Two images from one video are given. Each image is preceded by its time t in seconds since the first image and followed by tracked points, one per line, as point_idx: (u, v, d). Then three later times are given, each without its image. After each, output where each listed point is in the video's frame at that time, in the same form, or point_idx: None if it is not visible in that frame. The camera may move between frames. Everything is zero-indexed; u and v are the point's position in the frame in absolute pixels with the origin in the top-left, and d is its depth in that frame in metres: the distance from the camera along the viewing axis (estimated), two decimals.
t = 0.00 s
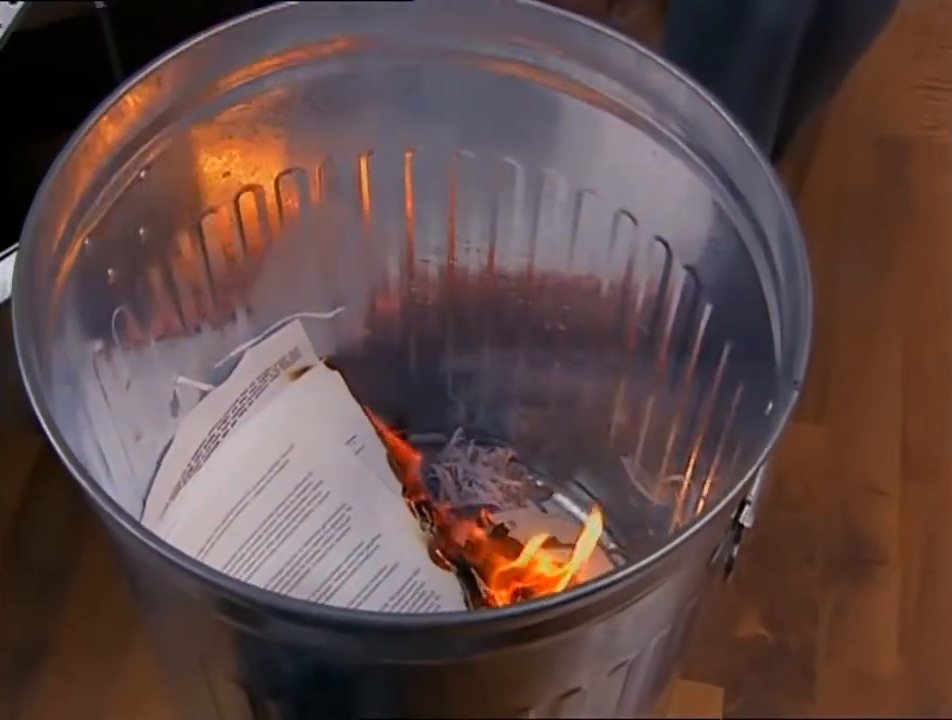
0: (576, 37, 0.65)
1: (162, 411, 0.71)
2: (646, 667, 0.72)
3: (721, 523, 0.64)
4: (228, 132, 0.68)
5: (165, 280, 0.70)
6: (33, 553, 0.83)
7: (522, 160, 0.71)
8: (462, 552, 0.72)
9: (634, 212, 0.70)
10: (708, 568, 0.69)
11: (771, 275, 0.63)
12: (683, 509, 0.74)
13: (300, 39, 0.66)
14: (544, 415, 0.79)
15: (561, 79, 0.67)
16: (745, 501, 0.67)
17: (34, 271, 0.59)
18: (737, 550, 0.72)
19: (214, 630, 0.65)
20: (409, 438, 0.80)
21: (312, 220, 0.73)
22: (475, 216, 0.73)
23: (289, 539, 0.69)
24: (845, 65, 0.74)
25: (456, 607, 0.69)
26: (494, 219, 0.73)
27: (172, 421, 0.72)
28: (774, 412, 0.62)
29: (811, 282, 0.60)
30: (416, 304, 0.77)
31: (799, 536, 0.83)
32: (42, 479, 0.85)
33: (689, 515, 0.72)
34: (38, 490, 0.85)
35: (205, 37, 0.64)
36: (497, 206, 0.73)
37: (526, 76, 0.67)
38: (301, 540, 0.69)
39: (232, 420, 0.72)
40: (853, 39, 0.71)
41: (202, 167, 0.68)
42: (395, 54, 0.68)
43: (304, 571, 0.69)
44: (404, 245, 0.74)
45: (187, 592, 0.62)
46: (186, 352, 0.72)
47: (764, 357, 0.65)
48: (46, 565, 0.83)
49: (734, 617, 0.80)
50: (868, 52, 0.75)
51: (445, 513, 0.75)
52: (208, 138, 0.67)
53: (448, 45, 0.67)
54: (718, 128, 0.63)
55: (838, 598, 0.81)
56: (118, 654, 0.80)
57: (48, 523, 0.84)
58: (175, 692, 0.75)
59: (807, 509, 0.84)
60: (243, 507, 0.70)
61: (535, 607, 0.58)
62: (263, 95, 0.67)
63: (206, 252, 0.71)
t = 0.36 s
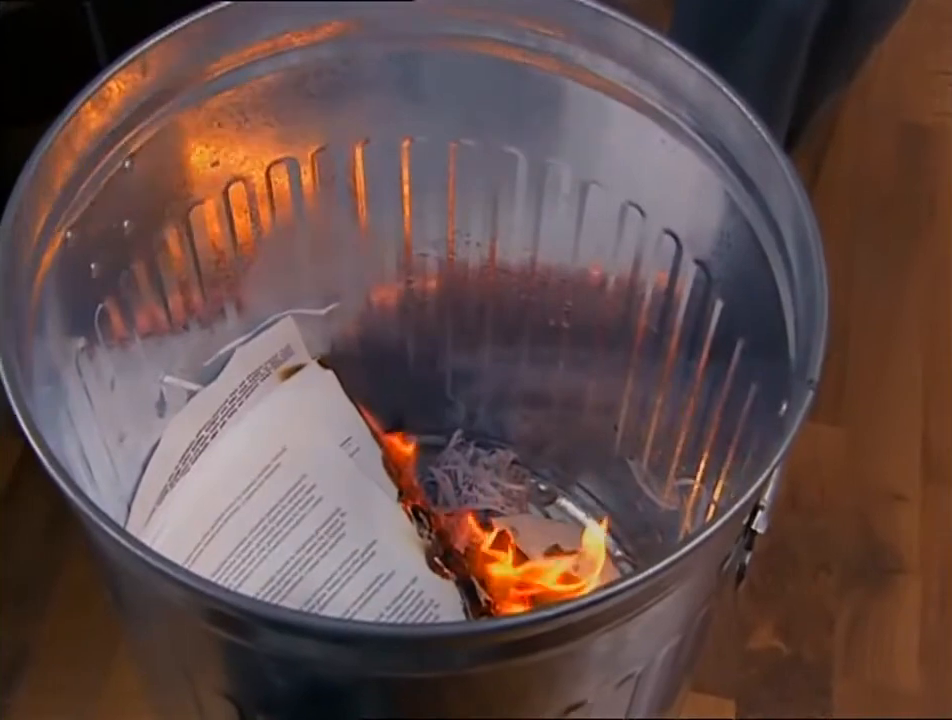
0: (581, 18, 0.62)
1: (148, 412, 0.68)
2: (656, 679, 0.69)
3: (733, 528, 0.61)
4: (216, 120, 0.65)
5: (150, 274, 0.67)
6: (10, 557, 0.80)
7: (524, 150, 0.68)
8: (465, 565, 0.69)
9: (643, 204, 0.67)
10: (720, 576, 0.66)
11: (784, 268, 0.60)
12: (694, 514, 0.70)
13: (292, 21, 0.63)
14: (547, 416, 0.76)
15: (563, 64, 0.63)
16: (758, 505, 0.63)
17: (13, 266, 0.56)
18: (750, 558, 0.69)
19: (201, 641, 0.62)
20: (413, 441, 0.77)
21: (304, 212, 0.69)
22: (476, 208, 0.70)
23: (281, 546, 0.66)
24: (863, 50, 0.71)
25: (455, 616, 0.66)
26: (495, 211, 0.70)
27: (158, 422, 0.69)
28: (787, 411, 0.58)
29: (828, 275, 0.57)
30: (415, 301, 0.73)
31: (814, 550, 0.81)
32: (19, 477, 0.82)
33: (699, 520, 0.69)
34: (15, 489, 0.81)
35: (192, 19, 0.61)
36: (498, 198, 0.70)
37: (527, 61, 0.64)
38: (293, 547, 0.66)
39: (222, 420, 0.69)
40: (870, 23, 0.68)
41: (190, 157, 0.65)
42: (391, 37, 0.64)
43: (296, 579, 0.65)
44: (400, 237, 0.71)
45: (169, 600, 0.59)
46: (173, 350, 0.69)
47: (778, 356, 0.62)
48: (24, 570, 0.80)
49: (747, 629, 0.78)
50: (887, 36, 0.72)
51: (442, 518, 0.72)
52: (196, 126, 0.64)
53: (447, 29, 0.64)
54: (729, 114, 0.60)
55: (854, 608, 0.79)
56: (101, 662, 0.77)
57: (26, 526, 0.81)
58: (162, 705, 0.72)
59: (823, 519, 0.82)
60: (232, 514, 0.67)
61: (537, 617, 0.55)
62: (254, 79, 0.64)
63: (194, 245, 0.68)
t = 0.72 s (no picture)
0: None
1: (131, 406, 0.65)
2: (663, 685, 0.66)
3: (745, 529, 0.58)
4: (202, 100, 0.62)
5: (134, 261, 0.63)
6: None
7: (526, 131, 0.65)
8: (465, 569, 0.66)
9: (651, 189, 0.64)
10: (732, 579, 0.63)
11: (799, 255, 0.57)
12: (703, 514, 0.67)
13: None
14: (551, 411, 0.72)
15: (567, 41, 0.60)
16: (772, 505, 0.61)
17: None
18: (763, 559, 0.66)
19: (189, 645, 0.59)
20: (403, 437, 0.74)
21: (295, 197, 0.67)
22: (476, 193, 0.67)
23: (272, 546, 0.63)
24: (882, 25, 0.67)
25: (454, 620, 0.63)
26: (496, 197, 0.67)
27: (144, 417, 0.66)
28: (801, 405, 0.55)
29: (845, 258, 0.54)
30: (412, 290, 0.70)
31: (832, 552, 0.78)
32: None
33: (710, 520, 0.66)
34: None
35: None
36: (499, 182, 0.66)
37: (529, 38, 0.61)
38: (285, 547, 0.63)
39: (211, 413, 0.65)
40: None
41: (176, 139, 0.62)
42: (387, 13, 0.62)
43: (288, 581, 0.62)
44: (397, 222, 0.68)
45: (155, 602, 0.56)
46: (159, 341, 0.66)
47: (793, 347, 0.59)
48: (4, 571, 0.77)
49: (759, 632, 0.75)
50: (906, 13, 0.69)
51: (440, 519, 0.69)
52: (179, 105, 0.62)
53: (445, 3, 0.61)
54: (742, 95, 0.57)
55: (871, 611, 0.76)
56: (88, 660, 0.74)
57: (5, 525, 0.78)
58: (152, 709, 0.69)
59: (841, 519, 0.79)
60: (222, 512, 0.63)
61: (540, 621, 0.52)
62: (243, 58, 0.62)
63: (181, 231, 0.65)
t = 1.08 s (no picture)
0: None
1: (117, 404, 0.62)
2: (674, 697, 0.63)
3: (759, 534, 0.55)
4: (192, 82, 0.60)
5: (119, 251, 0.61)
6: None
7: (530, 117, 0.62)
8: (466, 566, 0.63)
9: (660, 177, 0.61)
10: (744, 586, 0.60)
11: (815, 244, 0.54)
12: (715, 517, 0.64)
13: None
14: (554, 410, 0.69)
15: (573, 24, 0.59)
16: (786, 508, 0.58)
17: None
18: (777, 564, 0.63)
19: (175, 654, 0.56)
20: (401, 438, 0.70)
21: (287, 185, 0.64)
22: (477, 181, 0.64)
23: (263, 551, 0.60)
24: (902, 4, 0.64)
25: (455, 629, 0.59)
26: (498, 185, 0.64)
27: (128, 417, 0.62)
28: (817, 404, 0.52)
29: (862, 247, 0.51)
30: (410, 283, 0.67)
31: (848, 555, 0.76)
32: None
33: (721, 524, 0.63)
34: None
35: None
36: (501, 169, 0.63)
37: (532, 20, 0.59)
38: (276, 553, 0.60)
39: (199, 412, 0.62)
40: None
41: (165, 123, 0.60)
42: None
43: (280, 587, 0.59)
44: (393, 211, 0.65)
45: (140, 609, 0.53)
46: (144, 337, 0.62)
47: (810, 341, 0.56)
48: None
49: (773, 641, 0.73)
50: None
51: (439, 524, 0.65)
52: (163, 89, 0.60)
53: None
54: (756, 76, 0.54)
55: (890, 618, 0.74)
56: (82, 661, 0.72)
57: None
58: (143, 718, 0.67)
59: (856, 521, 0.77)
60: (210, 515, 0.60)
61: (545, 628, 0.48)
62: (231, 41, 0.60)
63: (167, 220, 0.62)
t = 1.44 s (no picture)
0: None
1: (100, 403, 0.59)
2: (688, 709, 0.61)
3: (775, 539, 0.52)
4: (180, 67, 0.58)
5: (104, 243, 0.58)
6: None
7: (534, 102, 0.59)
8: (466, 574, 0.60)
9: (670, 166, 0.58)
10: (759, 592, 0.57)
11: (833, 233, 0.51)
12: (728, 520, 0.61)
13: None
14: (558, 410, 0.66)
15: (580, 4, 0.56)
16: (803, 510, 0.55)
17: None
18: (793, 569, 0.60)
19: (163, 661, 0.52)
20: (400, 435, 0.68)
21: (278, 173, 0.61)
22: (478, 168, 0.61)
23: (254, 557, 0.57)
24: None
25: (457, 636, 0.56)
26: (500, 172, 0.61)
27: (114, 415, 0.60)
28: (835, 401, 0.49)
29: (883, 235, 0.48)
30: (408, 276, 0.64)
31: (867, 560, 0.73)
32: None
33: (734, 527, 0.60)
34: None
35: None
36: (504, 158, 0.61)
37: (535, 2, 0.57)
38: (268, 558, 0.57)
39: (188, 412, 0.60)
40: None
41: (155, 108, 0.58)
42: None
43: (272, 594, 0.56)
44: (391, 199, 0.63)
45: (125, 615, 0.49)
46: (129, 332, 0.60)
47: (828, 335, 0.53)
48: None
49: (789, 652, 0.71)
50: None
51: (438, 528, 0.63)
52: (153, 74, 0.57)
53: None
54: (770, 58, 0.52)
55: (911, 629, 0.72)
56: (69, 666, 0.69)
57: None
58: None
59: (879, 524, 0.74)
60: (200, 518, 0.57)
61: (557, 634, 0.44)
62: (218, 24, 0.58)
63: (154, 210, 0.59)
